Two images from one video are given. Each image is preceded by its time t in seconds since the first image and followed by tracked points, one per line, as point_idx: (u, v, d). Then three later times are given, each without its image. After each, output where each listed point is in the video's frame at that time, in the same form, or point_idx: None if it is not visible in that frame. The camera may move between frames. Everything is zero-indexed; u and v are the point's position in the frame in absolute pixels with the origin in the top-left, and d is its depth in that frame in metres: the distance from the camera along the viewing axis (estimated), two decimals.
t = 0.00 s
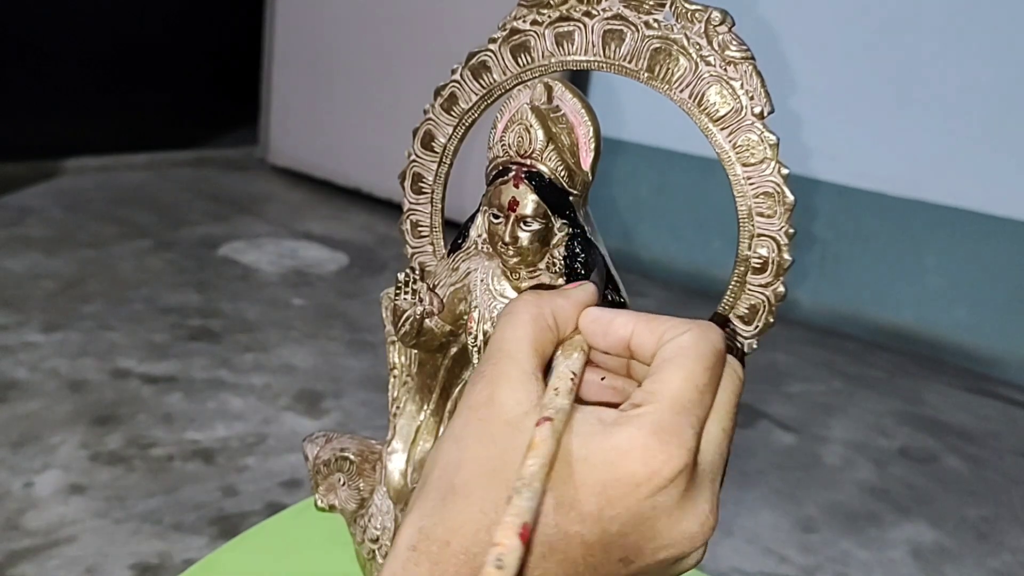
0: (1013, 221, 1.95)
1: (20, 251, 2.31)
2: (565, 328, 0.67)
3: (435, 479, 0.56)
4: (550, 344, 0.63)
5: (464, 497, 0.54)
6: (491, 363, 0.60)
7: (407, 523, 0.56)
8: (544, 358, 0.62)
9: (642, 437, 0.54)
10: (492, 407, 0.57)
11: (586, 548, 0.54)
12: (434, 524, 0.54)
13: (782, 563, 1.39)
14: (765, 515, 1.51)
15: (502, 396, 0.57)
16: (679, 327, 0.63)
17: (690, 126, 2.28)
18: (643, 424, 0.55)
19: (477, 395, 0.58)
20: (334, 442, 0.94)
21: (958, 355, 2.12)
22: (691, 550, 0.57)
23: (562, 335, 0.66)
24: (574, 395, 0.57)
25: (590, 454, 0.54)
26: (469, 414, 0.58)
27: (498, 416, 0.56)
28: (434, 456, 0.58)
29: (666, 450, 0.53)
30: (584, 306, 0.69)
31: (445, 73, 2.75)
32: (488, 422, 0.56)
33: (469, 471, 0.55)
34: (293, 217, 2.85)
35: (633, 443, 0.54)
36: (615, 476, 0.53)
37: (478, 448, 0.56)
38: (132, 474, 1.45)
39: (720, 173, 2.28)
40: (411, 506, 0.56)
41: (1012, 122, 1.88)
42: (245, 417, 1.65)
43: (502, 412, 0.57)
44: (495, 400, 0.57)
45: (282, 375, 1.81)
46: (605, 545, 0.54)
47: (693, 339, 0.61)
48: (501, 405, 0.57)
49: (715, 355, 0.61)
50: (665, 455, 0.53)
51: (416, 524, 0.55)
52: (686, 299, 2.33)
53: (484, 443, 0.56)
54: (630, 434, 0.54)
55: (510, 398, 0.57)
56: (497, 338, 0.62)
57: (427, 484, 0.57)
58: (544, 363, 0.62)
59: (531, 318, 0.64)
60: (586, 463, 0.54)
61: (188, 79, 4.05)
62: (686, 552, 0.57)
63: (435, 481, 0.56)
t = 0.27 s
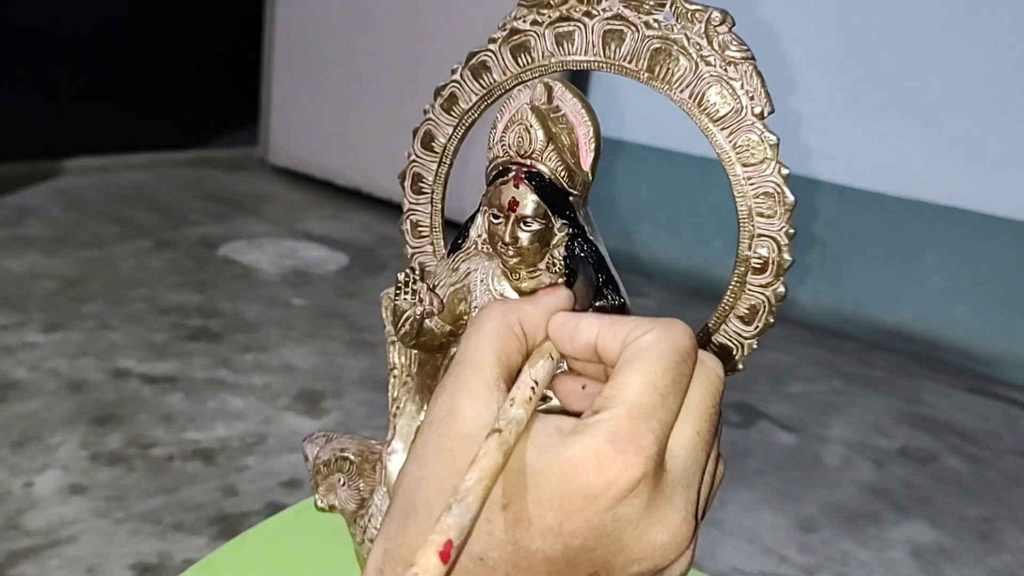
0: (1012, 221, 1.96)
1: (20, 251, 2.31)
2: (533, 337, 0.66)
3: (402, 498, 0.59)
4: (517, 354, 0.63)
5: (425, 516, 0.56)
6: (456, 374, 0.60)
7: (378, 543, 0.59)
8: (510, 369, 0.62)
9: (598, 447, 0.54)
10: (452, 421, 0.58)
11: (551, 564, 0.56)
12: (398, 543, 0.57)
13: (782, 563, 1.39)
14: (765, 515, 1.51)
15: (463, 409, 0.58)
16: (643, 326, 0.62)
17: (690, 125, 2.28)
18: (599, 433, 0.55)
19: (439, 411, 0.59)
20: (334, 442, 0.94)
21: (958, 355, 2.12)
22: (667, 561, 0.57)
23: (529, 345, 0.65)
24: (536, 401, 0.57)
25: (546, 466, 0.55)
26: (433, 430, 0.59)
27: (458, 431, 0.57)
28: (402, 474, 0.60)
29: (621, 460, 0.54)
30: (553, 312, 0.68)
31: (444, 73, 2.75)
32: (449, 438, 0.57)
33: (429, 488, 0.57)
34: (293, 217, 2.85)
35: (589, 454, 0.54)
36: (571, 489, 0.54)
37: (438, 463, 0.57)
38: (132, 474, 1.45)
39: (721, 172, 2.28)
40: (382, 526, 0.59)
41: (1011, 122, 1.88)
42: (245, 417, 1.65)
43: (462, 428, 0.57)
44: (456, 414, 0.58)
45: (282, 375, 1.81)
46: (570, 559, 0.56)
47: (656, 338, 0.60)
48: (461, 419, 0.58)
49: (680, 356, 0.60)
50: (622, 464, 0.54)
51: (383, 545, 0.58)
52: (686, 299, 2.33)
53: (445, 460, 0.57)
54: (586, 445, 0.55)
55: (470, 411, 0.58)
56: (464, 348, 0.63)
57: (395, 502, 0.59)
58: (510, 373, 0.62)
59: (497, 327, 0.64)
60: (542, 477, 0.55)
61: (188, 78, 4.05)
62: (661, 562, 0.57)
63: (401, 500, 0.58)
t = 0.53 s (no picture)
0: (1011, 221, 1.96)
1: (20, 251, 2.31)
2: (521, 331, 0.65)
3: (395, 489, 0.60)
4: (506, 346, 0.63)
5: (416, 505, 0.57)
6: (445, 367, 0.61)
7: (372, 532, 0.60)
8: (498, 361, 0.62)
9: (579, 435, 0.54)
10: (442, 414, 0.58)
11: (535, 549, 0.56)
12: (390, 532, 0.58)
13: (782, 563, 1.39)
14: (764, 515, 1.51)
15: (451, 402, 0.58)
16: (629, 320, 0.61)
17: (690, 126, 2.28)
18: (579, 422, 0.55)
19: (430, 403, 0.60)
20: (334, 442, 0.94)
21: (958, 356, 2.12)
22: (648, 545, 0.57)
23: (518, 339, 0.65)
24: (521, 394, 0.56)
25: (528, 455, 0.55)
26: (422, 422, 0.59)
27: (446, 423, 0.58)
28: (396, 465, 0.60)
29: (601, 446, 0.54)
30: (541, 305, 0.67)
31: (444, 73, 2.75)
32: (437, 430, 0.58)
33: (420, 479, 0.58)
34: (293, 217, 2.85)
35: (570, 442, 0.54)
36: (553, 476, 0.54)
37: (427, 455, 0.58)
38: (132, 475, 1.45)
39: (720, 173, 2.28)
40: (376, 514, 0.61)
41: (1011, 122, 1.88)
42: (245, 417, 1.65)
43: (450, 418, 0.58)
44: (444, 406, 0.58)
45: (282, 375, 1.81)
46: (553, 545, 0.56)
47: (639, 330, 0.60)
48: (449, 410, 0.58)
49: (661, 347, 0.59)
50: (601, 452, 0.54)
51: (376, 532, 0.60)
52: (686, 299, 2.33)
53: (433, 451, 0.58)
54: (566, 433, 0.55)
55: (457, 402, 0.58)
56: (454, 339, 0.63)
57: (390, 493, 0.60)
58: (498, 365, 0.62)
59: (486, 319, 0.63)
60: (524, 465, 0.55)
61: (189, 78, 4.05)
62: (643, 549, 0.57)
63: (394, 489, 0.60)
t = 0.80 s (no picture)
0: (1011, 221, 1.96)
1: (20, 251, 2.31)
2: (517, 328, 0.65)
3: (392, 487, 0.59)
4: (501, 343, 0.63)
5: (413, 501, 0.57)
6: (440, 363, 0.60)
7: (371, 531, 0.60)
8: (494, 358, 0.62)
9: (578, 429, 0.54)
10: (438, 409, 0.58)
11: (535, 543, 0.56)
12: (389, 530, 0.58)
13: (782, 563, 1.39)
14: (764, 515, 1.51)
15: (448, 396, 0.58)
16: (625, 313, 0.62)
17: (690, 125, 2.28)
18: (579, 415, 0.55)
19: (426, 399, 0.59)
20: (334, 442, 0.93)
21: (958, 356, 2.12)
22: (648, 538, 0.57)
23: (513, 335, 0.65)
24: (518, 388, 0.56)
25: (526, 448, 0.55)
26: (418, 419, 0.59)
27: (444, 418, 0.58)
28: (393, 463, 0.60)
29: (600, 439, 0.54)
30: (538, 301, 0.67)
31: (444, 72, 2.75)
32: (435, 425, 0.58)
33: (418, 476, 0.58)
34: (293, 217, 2.85)
35: (570, 436, 0.54)
36: (552, 470, 0.54)
37: (424, 451, 0.58)
38: (132, 475, 1.45)
39: (720, 172, 2.28)
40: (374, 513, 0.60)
41: (1012, 122, 1.88)
42: (245, 417, 1.65)
43: (446, 414, 0.58)
44: (441, 402, 0.58)
45: (282, 375, 1.81)
46: (553, 539, 0.56)
47: (635, 323, 0.60)
48: (446, 406, 0.58)
49: (657, 340, 0.60)
50: (601, 445, 0.54)
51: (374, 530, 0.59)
52: (686, 299, 2.33)
53: (431, 447, 0.58)
54: (566, 427, 0.55)
55: (454, 397, 0.58)
56: (449, 335, 0.63)
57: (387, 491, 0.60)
58: (494, 361, 0.62)
59: (482, 316, 0.63)
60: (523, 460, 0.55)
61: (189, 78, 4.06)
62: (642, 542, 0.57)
63: (392, 488, 0.59)
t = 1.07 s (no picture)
0: (1011, 221, 1.96)
1: (20, 251, 2.31)
2: (518, 331, 0.66)
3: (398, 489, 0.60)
4: (503, 346, 0.64)
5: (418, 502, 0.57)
6: (444, 365, 0.61)
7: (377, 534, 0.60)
8: (497, 359, 0.62)
9: (582, 425, 0.55)
10: (442, 411, 0.59)
11: (541, 541, 0.56)
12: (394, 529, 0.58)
13: (782, 564, 1.39)
14: (764, 515, 1.51)
15: (451, 398, 0.59)
16: (625, 312, 0.62)
17: (689, 125, 2.28)
18: (582, 412, 0.55)
19: (429, 401, 0.60)
20: (334, 443, 0.93)
21: (958, 356, 2.12)
22: (654, 536, 0.57)
23: (513, 337, 0.65)
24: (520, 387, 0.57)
25: (531, 446, 0.55)
26: (422, 420, 0.60)
27: (448, 419, 0.58)
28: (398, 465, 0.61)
29: (604, 435, 0.54)
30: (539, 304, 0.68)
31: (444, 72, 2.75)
32: (439, 427, 0.58)
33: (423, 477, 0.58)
34: (293, 217, 2.85)
35: (573, 433, 0.55)
36: (557, 466, 0.55)
37: (429, 452, 0.58)
38: (132, 475, 1.45)
39: (720, 172, 2.28)
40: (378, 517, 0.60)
41: (1012, 122, 1.88)
42: (245, 417, 1.65)
43: (451, 415, 0.58)
44: (445, 403, 0.59)
45: (282, 375, 1.81)
46: (559, 538, 0.56)
47: (636, 322, 0.60)
48: (450, 408, 0.58)
49: (658, 338, 0.60)
50: (605, 440, 0.54)
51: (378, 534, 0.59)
52: (686, 299, 2.33)
53: (436, 448, 0.58)
54: (569, 424, 0.55)
55: (458, 398, 0.59)
56: (451, 338, 0.63)
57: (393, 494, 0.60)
58: (497, 363, 0.62)
59: (484, 319, 0.64)
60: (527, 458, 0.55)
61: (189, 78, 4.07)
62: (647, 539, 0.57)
63: (397, 490, 0.60)
